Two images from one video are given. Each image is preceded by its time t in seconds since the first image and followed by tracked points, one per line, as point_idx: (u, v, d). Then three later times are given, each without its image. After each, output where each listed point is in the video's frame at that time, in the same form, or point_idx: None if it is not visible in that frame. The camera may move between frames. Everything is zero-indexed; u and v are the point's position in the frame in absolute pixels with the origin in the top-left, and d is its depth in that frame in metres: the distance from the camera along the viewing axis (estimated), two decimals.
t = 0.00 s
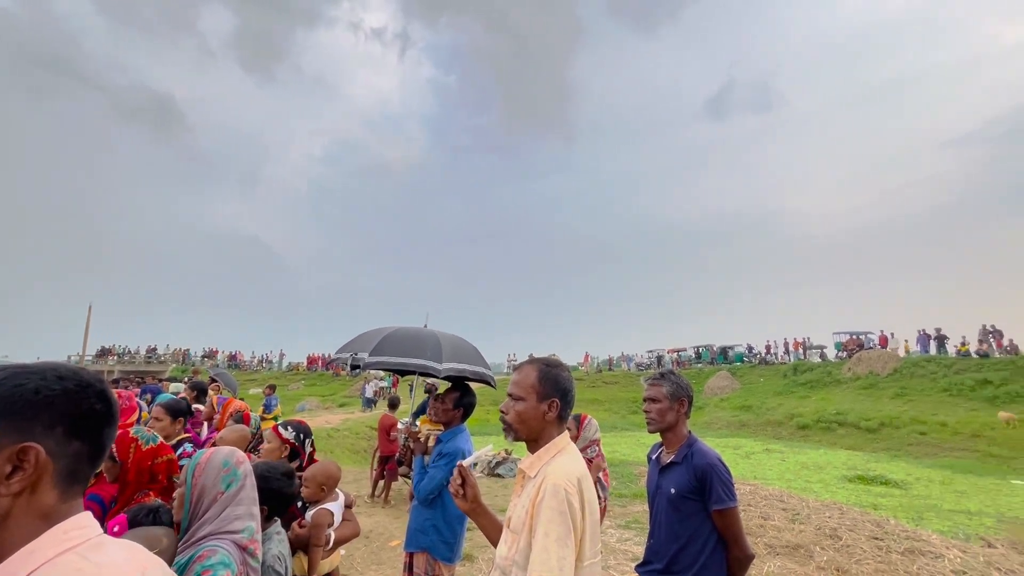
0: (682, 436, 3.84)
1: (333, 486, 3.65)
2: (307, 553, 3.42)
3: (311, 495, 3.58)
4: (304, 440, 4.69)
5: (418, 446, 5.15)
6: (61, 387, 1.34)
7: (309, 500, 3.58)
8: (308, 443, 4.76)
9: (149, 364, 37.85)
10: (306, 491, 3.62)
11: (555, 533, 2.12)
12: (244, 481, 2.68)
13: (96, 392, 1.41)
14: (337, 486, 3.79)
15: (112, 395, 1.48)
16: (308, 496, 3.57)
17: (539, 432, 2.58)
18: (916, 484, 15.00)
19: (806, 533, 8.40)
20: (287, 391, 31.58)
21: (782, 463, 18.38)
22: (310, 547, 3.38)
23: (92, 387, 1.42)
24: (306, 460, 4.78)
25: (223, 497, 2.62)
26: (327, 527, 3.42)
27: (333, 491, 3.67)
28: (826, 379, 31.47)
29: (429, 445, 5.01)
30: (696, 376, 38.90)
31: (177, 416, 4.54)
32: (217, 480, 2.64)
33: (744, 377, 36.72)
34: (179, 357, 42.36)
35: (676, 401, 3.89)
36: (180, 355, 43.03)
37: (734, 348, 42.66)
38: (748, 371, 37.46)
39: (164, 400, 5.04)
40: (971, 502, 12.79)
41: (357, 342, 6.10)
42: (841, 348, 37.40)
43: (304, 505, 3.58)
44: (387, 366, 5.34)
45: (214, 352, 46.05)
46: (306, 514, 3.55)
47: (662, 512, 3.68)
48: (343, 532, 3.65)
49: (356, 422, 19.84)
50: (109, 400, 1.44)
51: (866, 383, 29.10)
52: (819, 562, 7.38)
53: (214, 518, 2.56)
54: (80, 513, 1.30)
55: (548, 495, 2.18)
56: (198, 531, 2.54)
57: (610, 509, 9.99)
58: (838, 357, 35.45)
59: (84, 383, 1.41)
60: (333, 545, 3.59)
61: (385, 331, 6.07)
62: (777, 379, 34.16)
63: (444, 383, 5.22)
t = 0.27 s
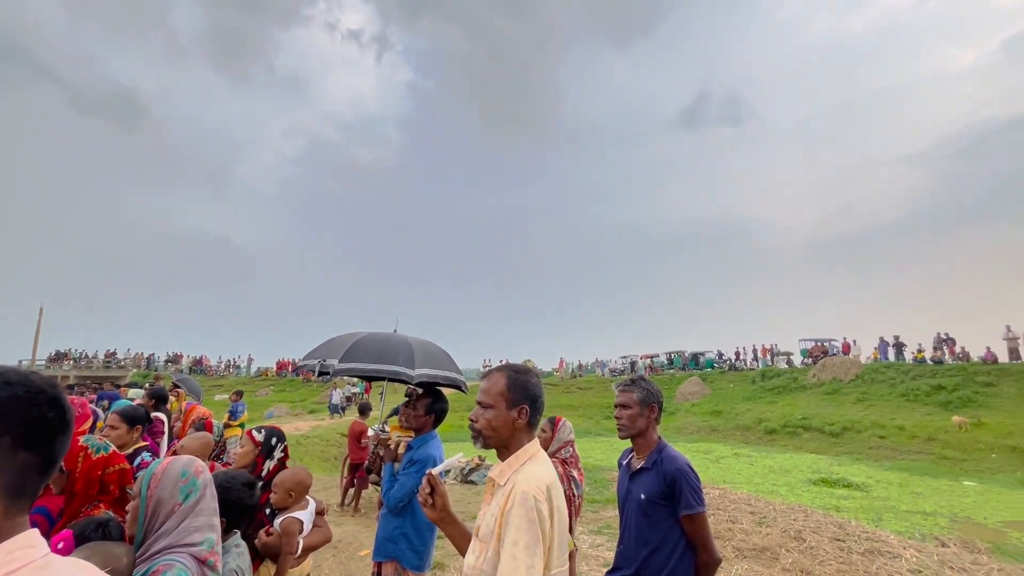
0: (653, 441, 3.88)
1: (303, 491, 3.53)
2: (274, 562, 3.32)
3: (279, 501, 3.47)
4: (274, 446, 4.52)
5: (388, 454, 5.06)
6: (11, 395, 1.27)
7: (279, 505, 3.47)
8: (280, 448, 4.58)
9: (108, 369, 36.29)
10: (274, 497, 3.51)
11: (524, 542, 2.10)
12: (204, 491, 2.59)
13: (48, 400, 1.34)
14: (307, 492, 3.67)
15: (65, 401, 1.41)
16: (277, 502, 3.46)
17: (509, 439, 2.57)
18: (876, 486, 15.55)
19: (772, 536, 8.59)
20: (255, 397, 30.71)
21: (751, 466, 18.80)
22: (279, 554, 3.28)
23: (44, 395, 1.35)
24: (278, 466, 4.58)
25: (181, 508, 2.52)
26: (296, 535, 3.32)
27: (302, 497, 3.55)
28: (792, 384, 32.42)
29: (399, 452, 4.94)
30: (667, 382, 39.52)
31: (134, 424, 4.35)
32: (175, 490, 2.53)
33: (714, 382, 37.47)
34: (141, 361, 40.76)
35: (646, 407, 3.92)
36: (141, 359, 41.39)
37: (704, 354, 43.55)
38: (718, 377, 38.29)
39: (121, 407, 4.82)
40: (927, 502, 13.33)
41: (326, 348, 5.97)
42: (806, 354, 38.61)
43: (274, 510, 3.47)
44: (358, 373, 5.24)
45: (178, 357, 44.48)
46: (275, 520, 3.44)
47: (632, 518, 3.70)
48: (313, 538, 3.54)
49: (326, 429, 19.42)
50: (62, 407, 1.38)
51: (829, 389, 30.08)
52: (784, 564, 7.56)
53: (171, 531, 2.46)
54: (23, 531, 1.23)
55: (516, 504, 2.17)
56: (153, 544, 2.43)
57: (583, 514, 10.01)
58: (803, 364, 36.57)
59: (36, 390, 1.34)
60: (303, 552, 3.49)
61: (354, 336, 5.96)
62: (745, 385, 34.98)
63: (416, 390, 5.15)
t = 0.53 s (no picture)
0: (623, 449, 3.91)
1: (264, 502, 3.42)
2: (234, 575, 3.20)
3: (239, 513, 3.35)
4: (241, 453, 4.38)
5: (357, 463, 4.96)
6: None
7: (238, 517, 3.36)
8: (246, 457, 4.43)
9: (63, 377, 34.60)
10: (234, 508, 3.40)
11: (488, 553, 2.09)
12: (160, 505, 2.48)
13: None
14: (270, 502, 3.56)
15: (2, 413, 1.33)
16: (236, 513, 3.35)
17: (476, 449, 2.56)
18: (840, 492, 15.99)
19: (740, 542, 8.74)
20: (220, 406, 29.71)
21: (721, 473, 19.09)
22: (237, 568, 3.17)
23: None
24: (245, 475, 4.43)
25: (135, 523, 2.41)
26: (255, 548, 3.22)
27: (263, 508, 3.44)
28: (761, 392, 33.19)
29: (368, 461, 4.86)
30: (641, 390, 39.93)
31: (86, 434, 4.16)
32: (129, 505, 2.42)
33: (686, 391, 38.04)
34: (99, 368, 38.99)
35: (617, 415, 3.95)
36: (99, 366, 39.58)
37: (677, 362, 44.22)
38: (690, 385, 38.89)
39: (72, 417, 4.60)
40: (887, 507, 13.76)
41: (292, 355, 5.84)
42: (774, 363, 39.60)
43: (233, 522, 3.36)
44: (324, 379, 5.14)
45: (139, 364, 42.73)
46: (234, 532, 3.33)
47: (602, 527, 3.71)
48: (275, 550, 3.42)
49: (295, 438, 18.91)
50: None
51: (796, 397, 30.89)
52: (752, 569, 7.68)
53: (123, 547, 2.35)
54: None
55: (482, 514, 2.16)
56: (103, 562, 2.32)
57: (555, 523, 9.99)
58: (771, 372, 37.49)
59: None
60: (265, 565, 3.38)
61: (321, 343, 5.86)
62: (716, 393, 35.63)
63: (384, 397, 5.08)
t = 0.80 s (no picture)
0: (594, 459, 3.93)
1: (218, 517, 3.30)
2: None
3: (191, 529, 3.23)
4: (204, 465, 4.20)
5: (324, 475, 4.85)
6: None
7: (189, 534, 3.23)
8: (211, 467, 4.26)
9: (13, 386, 32.82)
10: (186, 525, 3.27)
11: (454, 566, 2.08)
12: (112, 523, 2.37)
13: None
14: (225, 516, 3.43)
15: None
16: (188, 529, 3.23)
17: (445, 460, 2.56)
18: (805, 500, 16.39)
19: (710, 551, 8.86)
20: (184, 417, 28.67)
21: (692, 483, 19.36)
22: None
23: None
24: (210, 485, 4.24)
25: (84, 542, 2.30)
26: (207, 565, 3.10)
27: (217, 523, 3.31)
28: (731, 403, 33.87)
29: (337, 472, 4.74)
30: (614, 400, 40.28)
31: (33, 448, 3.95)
32: (78, 522, 2.31)
33: (659, 401, 38.51)
34: (54, 377, 37.16)
35: (589, 426, 3.98)
36: (53, 375, 37.71)
37: (650, 373, 44.81)
38: (662, 395, 39.41)
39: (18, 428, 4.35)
40: (850, 515, 14.15)
41: (262, 362, 5.70)
42: (744, 373, 40.51)
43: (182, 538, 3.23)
44: (294, 389, 5.05)
45: (97, 372, 40.89)
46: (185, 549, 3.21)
47: (572, 538, 3.71)
48: (231, 567, 3.29)
49: (262, 450, 18.36)
50: None
51: (764, 407, 31.63)
52: None
53: (70, 569, 2.24)
54: None
55: (449, 527, 2.15)
56: None
57: (528, 534, 9.94)
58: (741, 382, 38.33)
59: None
60: None
61: (292, 351, 5.74)
62: (688, 404, 36.20)
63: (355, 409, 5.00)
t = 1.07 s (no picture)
0: (563, 472, 3.93)
1: (168, 537, 3.18)
2: None
3: (139, 551, 3.10)
4: (165, 480, 4.04)
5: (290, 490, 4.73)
6: None
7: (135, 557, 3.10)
8: (172, 483, 4.10)
9: None
10: (133, 547, 3.14)
11: None
12: (58, 543, 2.26)
13: None
14: (177, 536, 3.31)
15: None
16: (136, 551, 3.10)
17: (412, 474, 2.54)
18: (773, 512, 16.67)
19: (680, 564, 8.91)
20: (144, 430, 27.50)
21: (665, 496, 19.49)
22: None
23: None
24: (173, 502, 4.09)
25: (27, 564, 2.18)
26: None
27: (168, 543, 3.19)
28: (702, 415, 34.39)
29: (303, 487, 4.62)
30: (589, 413, 40.41)
31: None
32: (21, 542, 2.19)
33: (632, 414, 38.84)
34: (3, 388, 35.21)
35: (559, 438, 3.99)
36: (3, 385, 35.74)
37: (624, 386, 45.18)
38: (636, 408, 39.73)
39: None
40: (817, 526, 14.46)
41: (229, 373, 5.54)
42: (715, 387, 41.22)
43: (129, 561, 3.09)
44: (262, 402, 4.92)
45: (51, 383, 38.93)
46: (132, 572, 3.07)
47: (542, 552, 3.70)
48: None
49: (226, 465, 17.73)
50: None
51: (735, 420, 32.20)
52: None
53: None
54: None
55: (417, 543, 2.12)
56: None
57: (499, 550, 9.83)
58: (712, 395, 38.97)
59: None
60: None
61: (261, 362, 5.60)
62: (661, 417, 36.58)
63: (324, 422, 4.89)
